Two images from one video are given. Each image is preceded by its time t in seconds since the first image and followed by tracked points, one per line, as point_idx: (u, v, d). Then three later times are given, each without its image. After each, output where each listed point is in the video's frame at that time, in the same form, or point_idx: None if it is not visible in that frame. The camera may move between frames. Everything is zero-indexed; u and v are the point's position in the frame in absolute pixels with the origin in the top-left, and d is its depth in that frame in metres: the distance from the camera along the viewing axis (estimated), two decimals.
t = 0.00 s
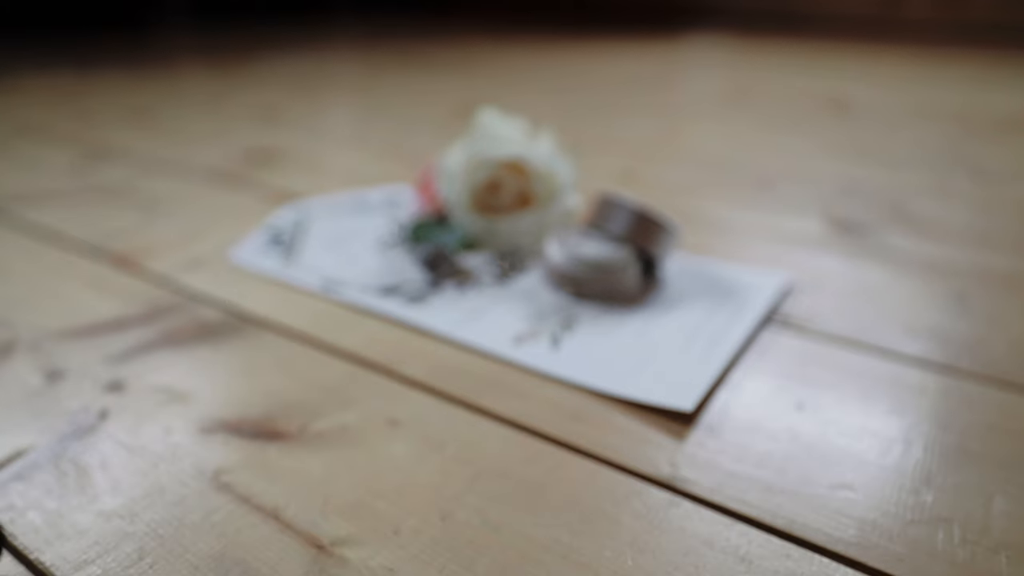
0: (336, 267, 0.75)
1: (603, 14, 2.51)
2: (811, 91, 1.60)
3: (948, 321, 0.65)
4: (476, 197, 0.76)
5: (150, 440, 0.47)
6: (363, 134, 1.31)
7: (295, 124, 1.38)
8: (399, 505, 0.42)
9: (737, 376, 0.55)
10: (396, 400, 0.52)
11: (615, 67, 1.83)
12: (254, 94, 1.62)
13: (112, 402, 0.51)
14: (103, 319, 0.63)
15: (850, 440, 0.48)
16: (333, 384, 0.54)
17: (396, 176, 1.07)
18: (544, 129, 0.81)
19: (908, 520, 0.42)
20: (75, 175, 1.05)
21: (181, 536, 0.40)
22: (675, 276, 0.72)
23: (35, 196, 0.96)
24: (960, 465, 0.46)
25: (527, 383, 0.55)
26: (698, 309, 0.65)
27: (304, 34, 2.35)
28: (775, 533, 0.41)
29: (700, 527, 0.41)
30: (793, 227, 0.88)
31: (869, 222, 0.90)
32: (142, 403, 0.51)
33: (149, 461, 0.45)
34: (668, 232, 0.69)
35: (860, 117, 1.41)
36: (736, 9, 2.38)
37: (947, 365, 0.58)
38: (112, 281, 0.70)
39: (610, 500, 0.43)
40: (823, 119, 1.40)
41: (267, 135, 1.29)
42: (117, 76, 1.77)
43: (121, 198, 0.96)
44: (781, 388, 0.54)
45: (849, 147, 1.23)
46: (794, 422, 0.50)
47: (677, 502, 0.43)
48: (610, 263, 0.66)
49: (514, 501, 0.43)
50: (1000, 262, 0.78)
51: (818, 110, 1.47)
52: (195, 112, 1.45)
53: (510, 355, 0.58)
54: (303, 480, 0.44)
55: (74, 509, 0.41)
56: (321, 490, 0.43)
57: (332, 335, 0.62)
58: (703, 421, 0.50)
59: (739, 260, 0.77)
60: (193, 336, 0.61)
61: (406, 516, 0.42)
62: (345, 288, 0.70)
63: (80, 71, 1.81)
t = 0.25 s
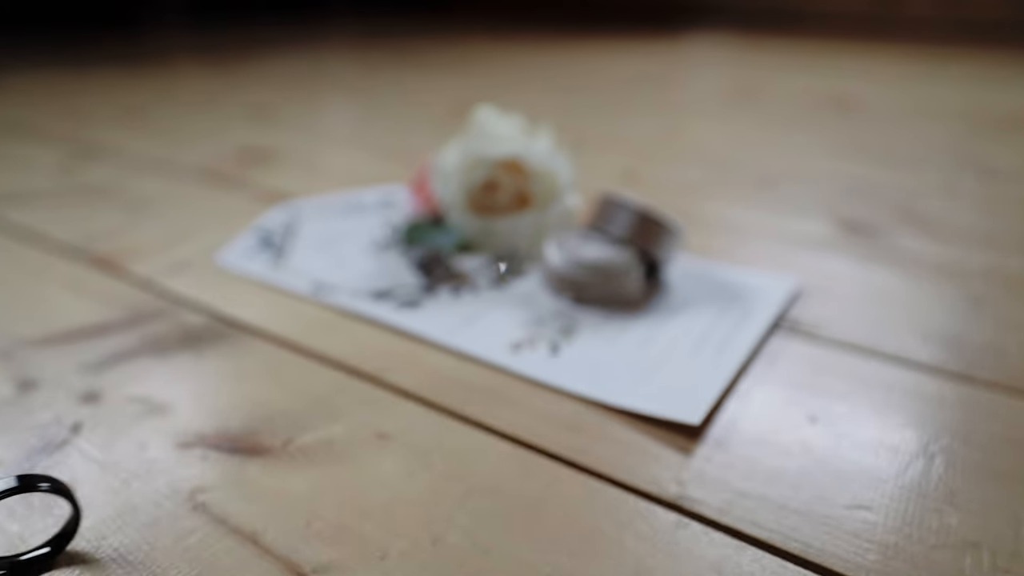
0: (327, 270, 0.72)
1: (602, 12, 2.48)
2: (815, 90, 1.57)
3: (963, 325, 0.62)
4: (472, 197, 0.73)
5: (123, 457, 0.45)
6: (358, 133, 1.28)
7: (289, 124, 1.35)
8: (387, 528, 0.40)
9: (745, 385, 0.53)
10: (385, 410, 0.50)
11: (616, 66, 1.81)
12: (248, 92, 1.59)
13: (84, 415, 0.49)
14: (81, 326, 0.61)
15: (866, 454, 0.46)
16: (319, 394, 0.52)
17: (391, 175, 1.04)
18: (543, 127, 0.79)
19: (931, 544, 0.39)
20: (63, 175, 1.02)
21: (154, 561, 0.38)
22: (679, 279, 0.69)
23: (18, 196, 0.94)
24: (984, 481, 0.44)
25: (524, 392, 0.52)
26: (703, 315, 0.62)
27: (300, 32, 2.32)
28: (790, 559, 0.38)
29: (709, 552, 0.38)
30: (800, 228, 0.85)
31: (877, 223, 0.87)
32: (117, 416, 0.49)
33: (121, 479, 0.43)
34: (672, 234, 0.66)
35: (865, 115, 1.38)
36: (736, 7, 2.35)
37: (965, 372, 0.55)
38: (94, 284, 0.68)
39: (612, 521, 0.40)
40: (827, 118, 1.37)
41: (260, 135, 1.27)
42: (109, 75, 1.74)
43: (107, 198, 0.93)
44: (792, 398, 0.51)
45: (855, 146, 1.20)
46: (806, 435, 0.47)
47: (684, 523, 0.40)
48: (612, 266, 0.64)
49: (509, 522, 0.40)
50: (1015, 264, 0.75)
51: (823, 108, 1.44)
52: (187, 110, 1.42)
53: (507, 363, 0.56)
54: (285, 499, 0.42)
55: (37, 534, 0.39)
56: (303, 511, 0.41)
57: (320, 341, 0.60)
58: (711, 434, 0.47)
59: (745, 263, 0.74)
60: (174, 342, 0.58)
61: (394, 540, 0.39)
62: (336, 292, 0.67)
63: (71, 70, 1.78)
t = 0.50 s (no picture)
0: (319, 274, 0.69)
1: (602, 11, 2.45)
2: (819, 89, 1.55)
3: (981, 331, 0.59)
4: (469, 198, 0.70)
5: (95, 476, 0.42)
6: (353, 133, 1.26)
7: (283, 123, 1.32)
8: (376, 556, 0.37)
9: (756, 397, 0.50)
10: (377, 424, 0.47)
11: (617, 65, 1.78)
12: (242, 91, 1.56)
13: (58, 430, 0.46)
14: (59, 333, 0.58)
15: (888, 472, 0.43)
16: (307, 407, 0.49)
17: (387, 176, 1.02)
18: (543, 124, 0.76)
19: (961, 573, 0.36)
20: (50, 175, 0.99)
21: None
22: (685, 283, 0.66)
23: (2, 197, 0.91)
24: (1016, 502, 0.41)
25: (523, 404, 0.50)
26: (710, 320, 0.60)
27: (296, 32, 2.29)
28: None
29: None
30: (808, 230, 0.82)
31: (887, 225, 0.84)
32: (92, 429, 0.46)
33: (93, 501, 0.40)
34: (678, 235, 0.64)
35: (871, 114, 1.35)
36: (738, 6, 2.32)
37: (988, 382, 0.52)
38: (76, 289, 0.65)
39: (618, 548, 0.38)
40: (832, 117, 1.35)
41: (254, 134, 1.24)
42: (101, 74, 1.71)
43: (93, 199, 0.90)
44: (807, 411, 0.48)
45: (862, 146, 1.18)
46: (821, 450, 0.45)
47: (695, 550, 0.38)
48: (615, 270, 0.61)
49: (507, 548, 0.38)
50: None
51: (828, 107, 1.41)
52: (180, 109, 1.39)
53: (505, 373, 0.53)
54: (269, 523, 0.39)
55: None
56: (286, 538, 0.38)
57: (310, 349, 0.57)
58: (721, 449, 0.45)
59: (752, 266, 0.72)
60: (156, 351, 0.56)
61: (383, 569, 0.37)
62: (328, 298, 0.64)
63: (64, 69, 1.76)
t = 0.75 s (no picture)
0: (311, 278, 0.67)
1: (603, 9, 2.42)
2: (825, 87, 1.52)
3: (1003, 337, 0.57)
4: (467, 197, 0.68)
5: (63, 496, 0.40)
6: (349, 132, 1.23)
7: (278, 123, 1.29)
8: None
9: (769, 410, 0.47)
10: (367, 440, 0.45)
11: (618, 64, 1.75)
12: (237, 90, 1.53)
13: (28, 445, 0.43)
14: (37, 340, 0.56)
15: (913, 493, 0.40)
16: (293, 419, 0.46)
17: (383, 176, 0.99)
18: (543, 122, 0.73)
19: None
20: (37, 176, 0.97)
21: None
22: (692, 287, 0.63)
23: None
24: None
25: (523, 417, 0.47)
26: (718, 327, 0.57)
27: (293, 30, 2.26)
28: None
29: None
30: (818, 232, 0.80)
31: (899, 226, 0.81)
32: (63, 444, 0.44)
33: (59, 526, 0.38)
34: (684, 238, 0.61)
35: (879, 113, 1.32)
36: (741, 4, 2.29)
37: (1013, 392, 0.50)
38: (57, 294, 0.63)
39: None
40: (839, 115, 1.32)
41: (248, 134, 1.21)
42: (94, 72, 1.69)
43: (81, 200, 0.88)
44: (824, 425, 0.46)
45: (870, 145, 1.15)
46: (840, 468, 0.42)
47: None
48: (620, 274, 0.58)
49: None
50: None
51: (835, 105, 1.38)
52: (174, 108, 1.37)
53: (504, 384, 0.50)
54: (250, 550, 0.37)
55: None
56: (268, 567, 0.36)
57: (298, 357, 0.54)
58: (733, 467, 0.42)
59: (761, 269, 0.69)
60: (137, 359, 0.53)
61: None
62: (319, 303, 0.62)
63: (56, 67, 1.73)
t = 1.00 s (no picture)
0: (301, 282, 0.64)
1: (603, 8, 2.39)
2: (830, 85, 1.49)
3: None
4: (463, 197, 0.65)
5: (25, 520, 0.37)
6: (344, 132, 1.20)
7: (271, 122, 1.26)
8: None
9: (784, 424, 0.44)
10: (356, 457, 0.42)
11: (618, 62, 1.72)
12: (231, 88, 1.51)
13: None
14: (10, 348, 0.53)
15: (941, 515, 0.37)
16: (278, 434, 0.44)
17: (378, 176, 0.96)
18: (544, 119, 0.71)
19: None
20: (22, 176, 0.94)
21: None
22: (699, 292, 0.61)
23: None
24: None
25: (522, 434, 0.44)
26: (727, 334, 0.54)
27: (289, 29, 2.23)
28: None
29: None
30: (827, 233, 0.77)
31: (912, 227, 0.79)
32: (30, 461, 0.41)
33: (19, 552, 0.35)
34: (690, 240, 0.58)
35: (885, 111, 1.29)
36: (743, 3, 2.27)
37: None
38: (34, 299, 0.60)
39: None
40: (845, 114, 1.29)
41: (241, 133, 1.18)
42: (85, 71, 1.66)
43: (65, 200, 0.85)
44: (843, 440, 0.43)
45: (878, 144, 1.12)
46: (862, 487, 0.39)
47: None
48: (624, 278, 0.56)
49: None
50: None
51: (840, 104, 1.35)
52: (166, 107, 1.34)
53: (502, 395, 0.47)
54: None
55: None
56: None
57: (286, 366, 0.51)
58: (748, 487, 0.39)
59: (771, 272, 0.66)
60: (115, 368, 0.50)
61: None
62: (310, 309, 0.59)
63: (46, 66, 1.70)
